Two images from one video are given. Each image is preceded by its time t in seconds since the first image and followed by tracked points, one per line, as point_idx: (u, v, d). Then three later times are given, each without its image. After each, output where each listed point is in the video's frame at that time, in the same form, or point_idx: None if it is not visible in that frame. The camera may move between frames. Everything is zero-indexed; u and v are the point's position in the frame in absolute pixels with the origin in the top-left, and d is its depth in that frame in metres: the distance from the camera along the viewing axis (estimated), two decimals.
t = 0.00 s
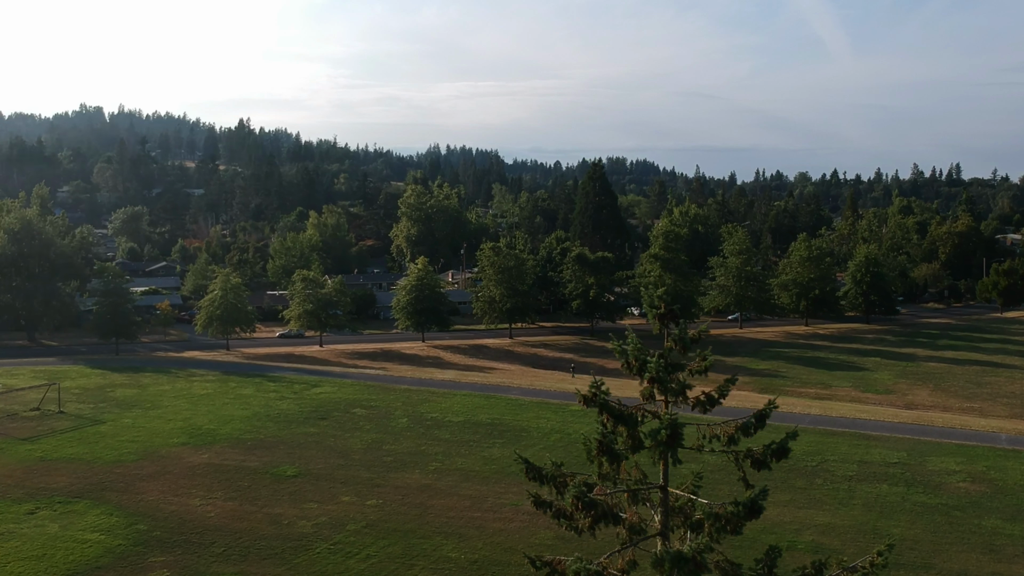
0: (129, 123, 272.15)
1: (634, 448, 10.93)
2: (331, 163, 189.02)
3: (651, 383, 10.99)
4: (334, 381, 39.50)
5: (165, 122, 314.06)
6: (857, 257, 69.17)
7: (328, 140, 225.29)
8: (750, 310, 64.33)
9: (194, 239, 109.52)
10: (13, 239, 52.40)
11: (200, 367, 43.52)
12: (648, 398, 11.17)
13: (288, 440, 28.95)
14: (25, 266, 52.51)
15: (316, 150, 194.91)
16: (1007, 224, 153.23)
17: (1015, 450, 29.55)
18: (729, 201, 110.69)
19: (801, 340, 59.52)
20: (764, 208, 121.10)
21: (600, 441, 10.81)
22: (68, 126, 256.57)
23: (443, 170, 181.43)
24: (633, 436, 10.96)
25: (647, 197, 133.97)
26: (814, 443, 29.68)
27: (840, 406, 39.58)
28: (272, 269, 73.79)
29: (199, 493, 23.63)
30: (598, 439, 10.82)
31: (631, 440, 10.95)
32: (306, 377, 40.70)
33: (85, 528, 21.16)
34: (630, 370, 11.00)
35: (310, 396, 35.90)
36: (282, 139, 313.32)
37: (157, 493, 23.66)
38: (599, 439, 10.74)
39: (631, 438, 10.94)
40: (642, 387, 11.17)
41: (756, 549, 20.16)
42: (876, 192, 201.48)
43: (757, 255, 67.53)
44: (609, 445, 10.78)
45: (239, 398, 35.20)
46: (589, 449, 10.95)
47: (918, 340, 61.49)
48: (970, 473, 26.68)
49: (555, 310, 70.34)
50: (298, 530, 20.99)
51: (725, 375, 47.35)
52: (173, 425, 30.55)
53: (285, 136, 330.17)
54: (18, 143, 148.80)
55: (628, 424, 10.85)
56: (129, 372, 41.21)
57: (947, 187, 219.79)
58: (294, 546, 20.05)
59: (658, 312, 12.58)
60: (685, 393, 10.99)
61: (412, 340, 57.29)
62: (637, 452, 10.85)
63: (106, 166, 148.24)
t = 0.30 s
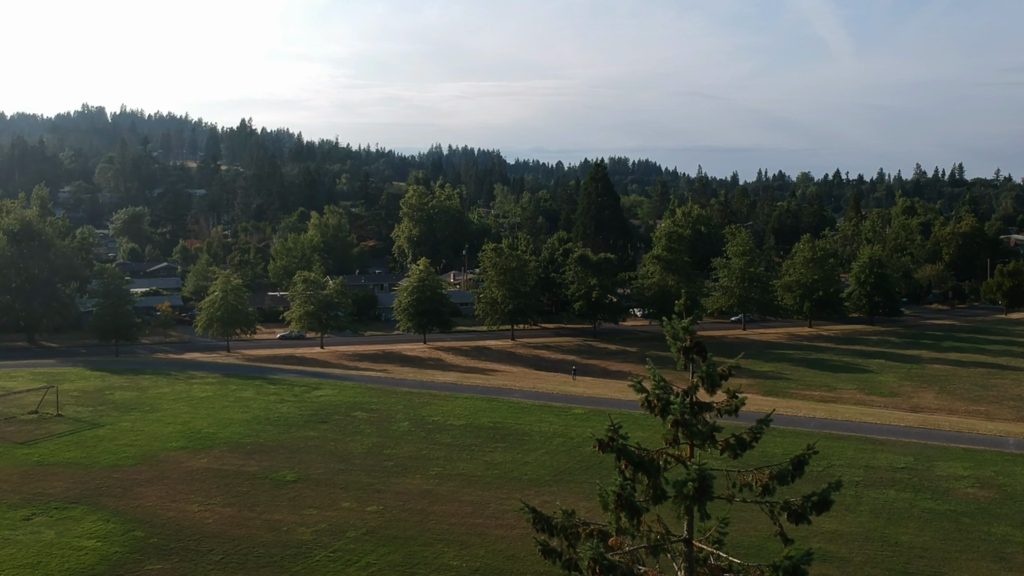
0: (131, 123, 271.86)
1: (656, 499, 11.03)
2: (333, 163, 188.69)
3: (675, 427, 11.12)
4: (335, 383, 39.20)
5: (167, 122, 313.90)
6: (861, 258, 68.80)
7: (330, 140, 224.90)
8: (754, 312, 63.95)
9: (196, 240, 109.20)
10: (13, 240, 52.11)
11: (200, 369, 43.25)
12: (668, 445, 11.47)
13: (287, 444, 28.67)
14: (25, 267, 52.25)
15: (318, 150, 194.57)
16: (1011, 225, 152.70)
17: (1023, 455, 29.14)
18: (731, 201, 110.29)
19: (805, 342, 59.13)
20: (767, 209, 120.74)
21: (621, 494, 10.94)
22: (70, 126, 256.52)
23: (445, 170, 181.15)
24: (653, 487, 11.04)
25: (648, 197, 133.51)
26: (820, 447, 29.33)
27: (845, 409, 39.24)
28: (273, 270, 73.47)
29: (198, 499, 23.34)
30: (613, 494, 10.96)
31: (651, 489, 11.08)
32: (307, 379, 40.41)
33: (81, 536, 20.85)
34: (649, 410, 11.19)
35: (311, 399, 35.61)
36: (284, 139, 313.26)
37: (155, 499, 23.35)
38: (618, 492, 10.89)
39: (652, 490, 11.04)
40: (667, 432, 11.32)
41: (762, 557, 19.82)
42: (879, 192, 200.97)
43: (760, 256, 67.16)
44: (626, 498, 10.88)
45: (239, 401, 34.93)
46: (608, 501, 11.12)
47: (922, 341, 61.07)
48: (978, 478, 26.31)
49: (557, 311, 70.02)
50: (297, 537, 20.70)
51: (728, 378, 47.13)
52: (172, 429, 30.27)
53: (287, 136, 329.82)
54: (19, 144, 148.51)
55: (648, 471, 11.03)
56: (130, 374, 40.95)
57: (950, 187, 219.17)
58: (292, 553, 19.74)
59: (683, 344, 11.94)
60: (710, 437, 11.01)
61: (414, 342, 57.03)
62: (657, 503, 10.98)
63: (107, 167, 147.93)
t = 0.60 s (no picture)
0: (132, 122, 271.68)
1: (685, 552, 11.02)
2: (333, 163, 188.38)
3: (707, 471, 11.08)
4: (335, 385, 38.88)
5: (168, 122, 313.76)
6: (864, 259, 68.46)
7: (331, 140, 224.66)
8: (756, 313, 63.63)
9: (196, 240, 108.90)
10: (11, 240, 51.81)
11: (199, 370, 42.96)
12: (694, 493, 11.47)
13: (286, 447, 28.33)
14: (23, 267, 51.96)
15: (319, 149, 194.29)
16: (1013, 225, 152.29)
17: None
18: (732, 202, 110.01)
19: (808, 343, 58.76)
20: (768, 209, 120.42)
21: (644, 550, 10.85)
22: (70, 126, 256.46)
23: (446, 170, 180.89)
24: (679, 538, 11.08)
25: (649, 198, 133.12)
26: (824, 450, 29.01)
27: (849, 411, 38.90)
28: (273, 271, 73.13)
29: (195, 504, 23.01)
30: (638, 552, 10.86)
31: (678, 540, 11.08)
32: (306, 381, 40.10)
33: (76, 541, 20.55)
34: (674, 450, 11.13)
35: (310, 401, 35.31)
36: (284, 138, 313.02)
37: (151, 503, 23.04)
38: (642, 549, 10.78)
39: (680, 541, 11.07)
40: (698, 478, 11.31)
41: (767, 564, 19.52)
42: (881, 192, 200.72)
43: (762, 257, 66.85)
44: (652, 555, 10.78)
45: (237, 403, 34.62)
46: (629, 558, 11.02)
47: (926, 343, 60.72)
48: (986, 483, 25.93)
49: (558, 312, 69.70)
50: (296, 543, 20.39)
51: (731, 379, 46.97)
52: (169, 432, 29.97)
53: (288, 136, 329.33)
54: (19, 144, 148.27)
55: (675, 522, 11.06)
56: (128, 376, 40.67)
57: (951, 188, 218.86)
58: (291, 559, 19.45)
59: (715, 377, 11.63)
60: (744, 482, 10.96)
61: (414, 343, 56.74)
62: (684, 559, 10.98)
63: (108, 166, 147.65)
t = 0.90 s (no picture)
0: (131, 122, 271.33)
1: None
2: (333, 163, 187.95)
3: (748, 531, 11.23)
4: (333, 387, 38.52)
5: (168, 122, 313.42)
6: (865, 260, 68.10)
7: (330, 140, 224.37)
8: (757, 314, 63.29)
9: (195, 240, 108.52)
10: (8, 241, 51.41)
11: (196, 372, 42.62)
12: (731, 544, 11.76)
13: (283, 451, 27.98)
14: (20, 268, 51.58)
15: (318, 148, 193.93)
16: (1014, 225, 151.89)
17: None
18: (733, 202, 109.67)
19: (810, 345, 58.40)
20: (769, 209, 120.11)
21: None
22: (70, 126, 255.97)
23: (446, 170, 180.59)
24: None
25: (650, 197, 132.87)
26: (828, 454, 28.70)
27: (852, 413, 38.57)
28: (271, 271, 72.81)
29: (191, 509, 22.69)
30: None
31: None
32: (305, 383, 39.75)
33: (69, 548, 20.19)
34: (706, 503, 11.72)
35: (309, 403, 34.96)
36: (284, 137, 312.72)
37: (146, 509, 22.70)
38: None
39: None
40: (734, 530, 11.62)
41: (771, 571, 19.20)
42: (881, 192, 200.46)
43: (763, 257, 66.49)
44: None
45: (235, 405, 34.27)
46: None
47: (928, 344, 60.35)
48: (992, 487, 25.63)
49: (558, 312, 69.44)
50: (292, 549, 20.05)
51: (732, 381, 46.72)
52: (166, 435, 29.63)
53: (288, 135, 328.85)
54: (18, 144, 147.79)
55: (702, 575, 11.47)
56: (124, 378, 40.30)
57: (952, 188, 218.65)
58: (287, 566, 19.11)
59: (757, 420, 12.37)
60: (786, 541, 11.08)
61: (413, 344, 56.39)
62: None
63: (107, 166, 147.17)
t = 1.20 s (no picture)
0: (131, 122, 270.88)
1: None
2: (333, 163, 187.55)
3: None
4: (332, 389, 38.16)
5: (167, 121, 312.91)
6: (867, 260, 67.77)
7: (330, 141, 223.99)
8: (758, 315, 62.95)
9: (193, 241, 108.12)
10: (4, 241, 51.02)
11: (194, 373, 42.28)
12: None
13: (280, 454, 27.63)
14: (17, 269, 51.20)
15: (317, 148, 193.50)
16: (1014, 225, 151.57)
17: None
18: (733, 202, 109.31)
19: (811, 346, 58.09)
20: (769, 209, 119.83)
21: None
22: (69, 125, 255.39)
23: (446, 170, 180.22)
24: None
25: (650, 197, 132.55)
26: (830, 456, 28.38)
27: (854, 416, 38.26)
28: (270, 271, 72.49)
29: (186, 514, 22.36)
30: None
31: None
32: (303, 385, 39.38)
33: (61, 554, 19.86)
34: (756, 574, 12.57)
35: (307, 406, 34.62)
36: (284, 137, 312.32)
37: (140, 514, 22.36)
38: None
39: None
40: None
41: None
42: (881, 192, 200.20)
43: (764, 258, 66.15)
44: None
45: (232, 408, 33.92)
46: None
47: (930, 345, 60.00)
48: (997, 491, 25.31)
49: (558, 313, 69.13)
50: (288, 556, 19.72)
51: (734, 383, 46.39)
52: (162, 438, 29.29)
53: (287, 135, 328.47)
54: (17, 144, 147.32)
55: None
56: (121, 379, 39.95)
57: (952, 188, 218.42)
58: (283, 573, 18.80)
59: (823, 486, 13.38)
60: None
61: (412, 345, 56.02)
62: None
63: (106, 166, 146.70)
